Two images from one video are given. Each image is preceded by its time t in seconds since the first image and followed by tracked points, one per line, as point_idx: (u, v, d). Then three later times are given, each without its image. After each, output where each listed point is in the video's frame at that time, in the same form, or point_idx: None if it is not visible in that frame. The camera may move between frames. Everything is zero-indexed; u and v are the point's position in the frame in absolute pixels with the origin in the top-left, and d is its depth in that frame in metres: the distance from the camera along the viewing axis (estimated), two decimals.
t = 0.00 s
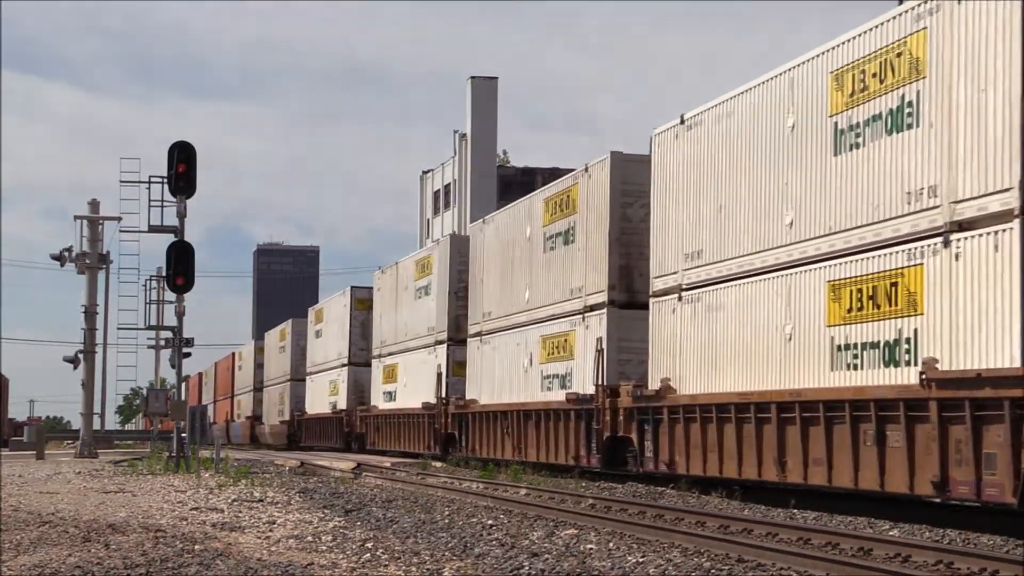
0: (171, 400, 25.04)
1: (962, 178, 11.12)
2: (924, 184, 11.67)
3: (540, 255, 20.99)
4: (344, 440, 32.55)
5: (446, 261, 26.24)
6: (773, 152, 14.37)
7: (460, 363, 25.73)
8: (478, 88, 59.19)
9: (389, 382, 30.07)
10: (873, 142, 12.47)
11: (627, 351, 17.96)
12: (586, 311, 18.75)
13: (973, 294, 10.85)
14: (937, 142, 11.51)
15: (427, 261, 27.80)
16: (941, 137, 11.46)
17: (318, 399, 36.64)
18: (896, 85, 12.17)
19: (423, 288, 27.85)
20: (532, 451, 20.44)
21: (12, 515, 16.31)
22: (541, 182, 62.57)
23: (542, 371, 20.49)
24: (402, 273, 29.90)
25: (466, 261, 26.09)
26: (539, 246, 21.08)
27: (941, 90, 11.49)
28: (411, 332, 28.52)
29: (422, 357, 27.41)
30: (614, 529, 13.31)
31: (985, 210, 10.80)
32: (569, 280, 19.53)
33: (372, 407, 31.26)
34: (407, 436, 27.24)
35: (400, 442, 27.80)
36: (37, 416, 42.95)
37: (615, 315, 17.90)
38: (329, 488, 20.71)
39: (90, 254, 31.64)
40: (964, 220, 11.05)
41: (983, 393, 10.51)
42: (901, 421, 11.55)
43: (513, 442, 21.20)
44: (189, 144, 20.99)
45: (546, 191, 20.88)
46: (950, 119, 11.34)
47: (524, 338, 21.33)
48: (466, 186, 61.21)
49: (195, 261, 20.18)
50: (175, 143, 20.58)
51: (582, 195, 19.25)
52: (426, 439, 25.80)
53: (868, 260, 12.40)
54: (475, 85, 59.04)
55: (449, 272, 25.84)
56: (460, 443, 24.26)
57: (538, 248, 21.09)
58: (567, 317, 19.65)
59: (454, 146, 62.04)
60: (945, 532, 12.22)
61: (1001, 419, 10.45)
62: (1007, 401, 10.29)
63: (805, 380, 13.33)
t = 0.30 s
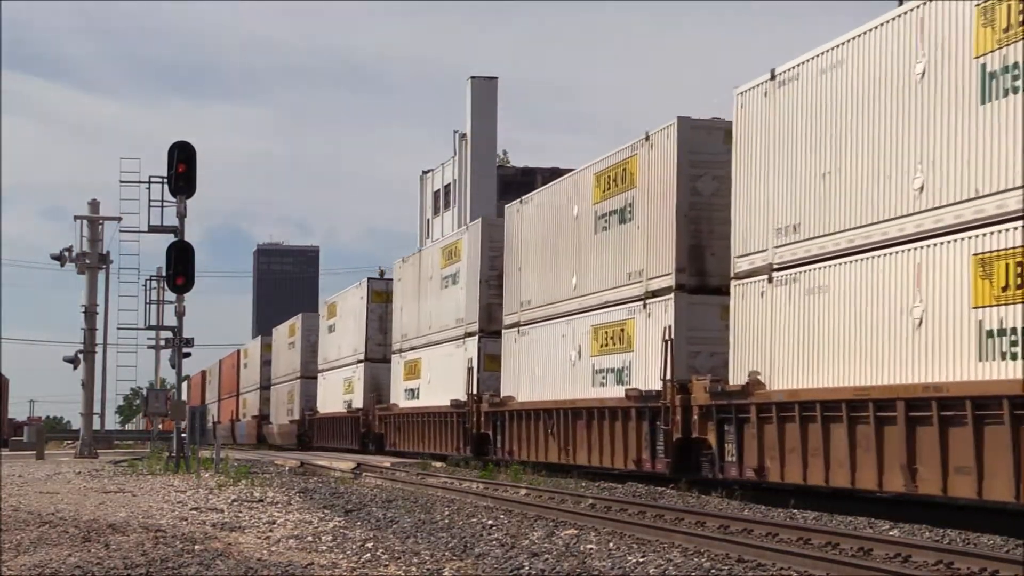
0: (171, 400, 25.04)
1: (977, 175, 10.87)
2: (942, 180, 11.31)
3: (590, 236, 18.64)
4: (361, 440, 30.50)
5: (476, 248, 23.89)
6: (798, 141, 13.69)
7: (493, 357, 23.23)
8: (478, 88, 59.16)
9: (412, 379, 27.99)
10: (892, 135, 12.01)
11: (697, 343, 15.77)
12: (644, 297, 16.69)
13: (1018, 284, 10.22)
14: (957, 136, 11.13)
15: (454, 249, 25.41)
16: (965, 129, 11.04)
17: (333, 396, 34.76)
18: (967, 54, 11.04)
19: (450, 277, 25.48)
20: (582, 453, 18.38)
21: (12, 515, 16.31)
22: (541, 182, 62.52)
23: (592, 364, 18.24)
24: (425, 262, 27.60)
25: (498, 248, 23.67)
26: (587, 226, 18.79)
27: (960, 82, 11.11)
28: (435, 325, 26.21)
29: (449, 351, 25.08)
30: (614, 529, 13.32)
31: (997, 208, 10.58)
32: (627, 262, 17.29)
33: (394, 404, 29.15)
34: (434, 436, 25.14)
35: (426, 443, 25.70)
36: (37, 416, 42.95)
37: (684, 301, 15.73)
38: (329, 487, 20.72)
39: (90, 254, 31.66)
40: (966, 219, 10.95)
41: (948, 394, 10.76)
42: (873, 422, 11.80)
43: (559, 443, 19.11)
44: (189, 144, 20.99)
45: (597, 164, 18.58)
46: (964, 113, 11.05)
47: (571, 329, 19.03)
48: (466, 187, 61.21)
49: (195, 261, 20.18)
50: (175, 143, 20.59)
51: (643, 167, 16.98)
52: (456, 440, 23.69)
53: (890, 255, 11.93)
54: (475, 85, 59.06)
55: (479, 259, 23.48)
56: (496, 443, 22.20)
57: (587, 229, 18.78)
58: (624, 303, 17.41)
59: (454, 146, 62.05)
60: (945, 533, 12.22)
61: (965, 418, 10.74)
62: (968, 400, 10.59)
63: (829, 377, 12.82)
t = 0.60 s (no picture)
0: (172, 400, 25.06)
1: (955, 179, 10.49)
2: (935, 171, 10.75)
3: (651, 212, 16.07)
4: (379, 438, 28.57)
5: (511, 232, 21.44)
6: (886, 92, 11.51)
7: (530, 351, 20.98)
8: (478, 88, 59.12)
9: (437, 375, 25.79)
10: (887, 124, 11.45)
11: (788, 333, 13.22)
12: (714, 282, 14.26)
13: None
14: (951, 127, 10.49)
15: (487, 234, 22.98)
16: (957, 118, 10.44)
17: (349, 394, 32.82)
18: None
19: (482, 264, 23.15)
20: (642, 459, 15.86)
21: (12, 515, 16.32)
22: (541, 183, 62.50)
23: (654, 359, 15.70)
24: (454, 249, 25.28)
25: (536, 232, 21.20)
26: (647, 201, 16.20)
27: (952, 71, 10.57)
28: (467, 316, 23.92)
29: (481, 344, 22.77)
30: (614, 529, 13.32)
31: (959, 217, 10.41)
32: (698, 240, 14.66)
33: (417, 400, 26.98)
34: (464, 437, 22.97)
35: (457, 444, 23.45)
36: (38, 416, 42.96)
37: (771, 284, 13.16)
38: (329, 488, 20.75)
39: (90, 254, 31.67)
40: (927, 227, 10.82)
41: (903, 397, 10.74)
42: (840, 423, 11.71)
43: (615, 446, 16.50)
44: (189, 144, 21.00)
45: (658, 130, 15.92)
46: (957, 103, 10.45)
47: (629, 318, 16.40)
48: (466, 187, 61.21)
49: (195, 261, 20.17)
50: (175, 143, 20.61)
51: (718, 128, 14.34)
52: (494, 441, 21.36)
53: (855, 264, 11.86)
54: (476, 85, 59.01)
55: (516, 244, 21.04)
56: (537, 445, 19.79)
57: (650, 204, 16.08)
58: (693, 288, 14.88)
59: (454, 146, 62.04)
60: (945, 533, 12.24)
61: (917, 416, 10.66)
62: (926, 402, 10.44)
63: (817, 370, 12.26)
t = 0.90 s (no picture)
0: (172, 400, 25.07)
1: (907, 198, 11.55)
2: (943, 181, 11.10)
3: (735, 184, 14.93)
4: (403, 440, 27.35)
5: (560, 212, 20.11)
6: None
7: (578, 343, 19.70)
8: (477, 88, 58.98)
9: (468, 371, 24.66)
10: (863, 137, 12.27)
11: (910, 318, 11.87)
12: (788, 265, 13.65)
13: None
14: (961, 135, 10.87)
15: (528, 214, 21.68)
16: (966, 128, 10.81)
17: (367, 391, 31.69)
18: None
19: (521, 248, 21.88)
20: (721, 462, 14.75)
21: (12, 515, 16.32)
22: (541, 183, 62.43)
23: (737, 349, 14.56)
24: (486, 233, 23.95)
25: (583, 212, 19.93)
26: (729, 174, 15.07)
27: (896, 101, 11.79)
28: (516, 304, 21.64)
29: (521, 335, 21.51)
30: (614, 529, 13.31)
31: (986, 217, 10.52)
32: (796, 214, 13.50)
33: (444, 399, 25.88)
34: (500, 439, 21.86)
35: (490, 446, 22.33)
36: (37, 416, 42.99)
37: (893, 260, 11.81)
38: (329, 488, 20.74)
39: (90, 254, 31.64)
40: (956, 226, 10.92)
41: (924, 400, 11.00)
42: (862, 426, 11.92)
43: (687, 448, 15.41)
44: (189, 144, 21.01)
45: (741, 91, 14.86)
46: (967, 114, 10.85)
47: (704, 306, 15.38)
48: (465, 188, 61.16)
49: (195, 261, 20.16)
50: (175, 143, 20.60)
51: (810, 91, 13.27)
52: (535, 443, 20.26)
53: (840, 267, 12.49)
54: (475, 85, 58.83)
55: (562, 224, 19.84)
56: (586, 447, 18.63)
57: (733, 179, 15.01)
58: (792, 267, 13.57)
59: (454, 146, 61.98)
60: (945, 533, 12.22)
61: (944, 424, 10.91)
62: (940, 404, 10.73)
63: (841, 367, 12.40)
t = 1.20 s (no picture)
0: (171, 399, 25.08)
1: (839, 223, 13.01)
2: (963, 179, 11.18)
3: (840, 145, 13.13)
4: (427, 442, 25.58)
5: (615, 187, 18.43)
6: None
7: (636, 335, 17.94)
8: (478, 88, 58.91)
9: (504, 366, 22.73)
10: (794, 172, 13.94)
11: None
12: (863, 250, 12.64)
13: None
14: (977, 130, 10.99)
15: (579, 192, 19.92)
16: (984, 120, 10.92)
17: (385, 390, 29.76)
18: None
19: (569, 230, 20.13)
20: (823, 471, 12.93)
21: (11, 515, 16.32)
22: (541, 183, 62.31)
23: (849, 337, 12.68)
24: (527, 217, 22.15)
25: (643, 187, 18.33)
26: (832, 134, 13.30)
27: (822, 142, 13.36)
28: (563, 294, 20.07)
29: (569, 326, 19.67)
30: (614, 529, 13.31)
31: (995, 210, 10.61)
32: (925, 176, 11.75)
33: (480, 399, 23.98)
34: (550, 441, 20.03)
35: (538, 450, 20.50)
36: (37, 416, 43.07)
37: None
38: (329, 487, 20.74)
39: (90, 254, 31.65)
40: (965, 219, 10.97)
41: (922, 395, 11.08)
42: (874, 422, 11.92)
43: (781, 453, 13.56)
44: (189, 145, 21.01)
45: (849, 38, 13.04)
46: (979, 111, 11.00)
47: (806, 286, 13.52)
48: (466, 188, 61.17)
49: (195, 261, 20.17)
50: (175, 143, 20.61)
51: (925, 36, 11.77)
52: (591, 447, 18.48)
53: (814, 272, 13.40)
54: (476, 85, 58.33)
55: (620, 201, 18.17)
56: (652, 451, 16.81)
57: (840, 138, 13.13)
58: (922, 239, 11.75)
59: (454, 146, 62.01)
60: (945, 533, 12.22)
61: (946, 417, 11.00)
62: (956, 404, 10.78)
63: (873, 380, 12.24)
